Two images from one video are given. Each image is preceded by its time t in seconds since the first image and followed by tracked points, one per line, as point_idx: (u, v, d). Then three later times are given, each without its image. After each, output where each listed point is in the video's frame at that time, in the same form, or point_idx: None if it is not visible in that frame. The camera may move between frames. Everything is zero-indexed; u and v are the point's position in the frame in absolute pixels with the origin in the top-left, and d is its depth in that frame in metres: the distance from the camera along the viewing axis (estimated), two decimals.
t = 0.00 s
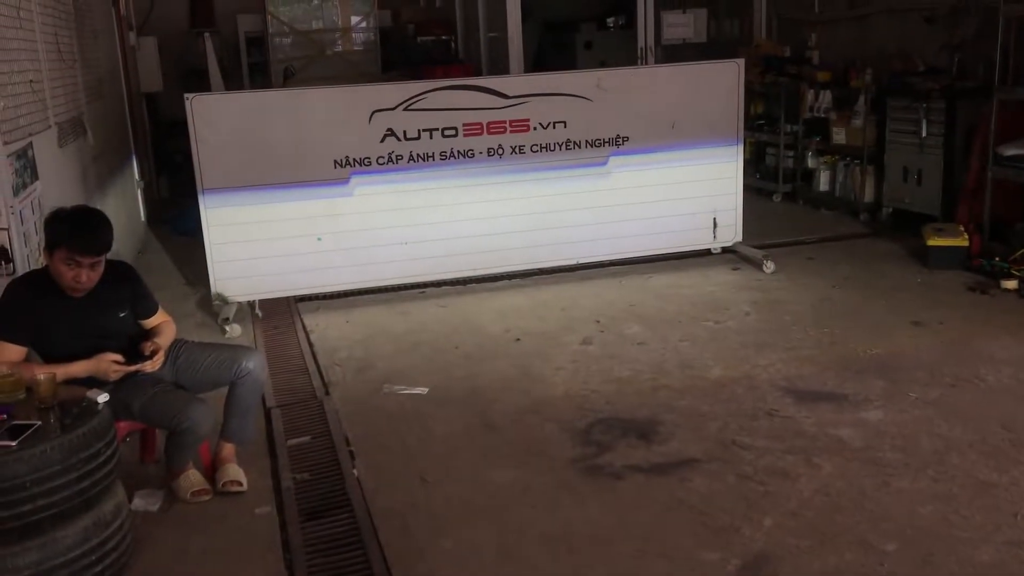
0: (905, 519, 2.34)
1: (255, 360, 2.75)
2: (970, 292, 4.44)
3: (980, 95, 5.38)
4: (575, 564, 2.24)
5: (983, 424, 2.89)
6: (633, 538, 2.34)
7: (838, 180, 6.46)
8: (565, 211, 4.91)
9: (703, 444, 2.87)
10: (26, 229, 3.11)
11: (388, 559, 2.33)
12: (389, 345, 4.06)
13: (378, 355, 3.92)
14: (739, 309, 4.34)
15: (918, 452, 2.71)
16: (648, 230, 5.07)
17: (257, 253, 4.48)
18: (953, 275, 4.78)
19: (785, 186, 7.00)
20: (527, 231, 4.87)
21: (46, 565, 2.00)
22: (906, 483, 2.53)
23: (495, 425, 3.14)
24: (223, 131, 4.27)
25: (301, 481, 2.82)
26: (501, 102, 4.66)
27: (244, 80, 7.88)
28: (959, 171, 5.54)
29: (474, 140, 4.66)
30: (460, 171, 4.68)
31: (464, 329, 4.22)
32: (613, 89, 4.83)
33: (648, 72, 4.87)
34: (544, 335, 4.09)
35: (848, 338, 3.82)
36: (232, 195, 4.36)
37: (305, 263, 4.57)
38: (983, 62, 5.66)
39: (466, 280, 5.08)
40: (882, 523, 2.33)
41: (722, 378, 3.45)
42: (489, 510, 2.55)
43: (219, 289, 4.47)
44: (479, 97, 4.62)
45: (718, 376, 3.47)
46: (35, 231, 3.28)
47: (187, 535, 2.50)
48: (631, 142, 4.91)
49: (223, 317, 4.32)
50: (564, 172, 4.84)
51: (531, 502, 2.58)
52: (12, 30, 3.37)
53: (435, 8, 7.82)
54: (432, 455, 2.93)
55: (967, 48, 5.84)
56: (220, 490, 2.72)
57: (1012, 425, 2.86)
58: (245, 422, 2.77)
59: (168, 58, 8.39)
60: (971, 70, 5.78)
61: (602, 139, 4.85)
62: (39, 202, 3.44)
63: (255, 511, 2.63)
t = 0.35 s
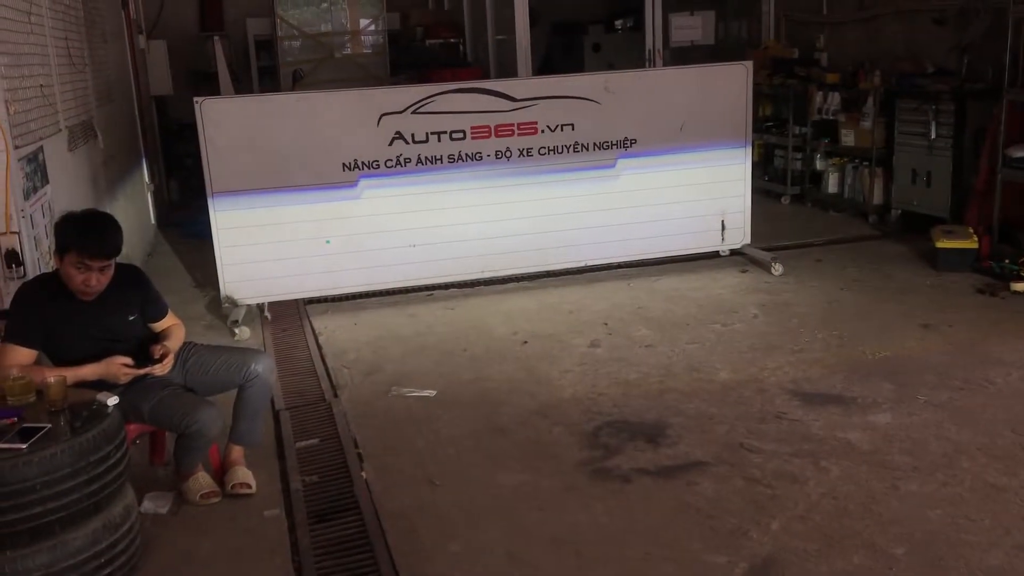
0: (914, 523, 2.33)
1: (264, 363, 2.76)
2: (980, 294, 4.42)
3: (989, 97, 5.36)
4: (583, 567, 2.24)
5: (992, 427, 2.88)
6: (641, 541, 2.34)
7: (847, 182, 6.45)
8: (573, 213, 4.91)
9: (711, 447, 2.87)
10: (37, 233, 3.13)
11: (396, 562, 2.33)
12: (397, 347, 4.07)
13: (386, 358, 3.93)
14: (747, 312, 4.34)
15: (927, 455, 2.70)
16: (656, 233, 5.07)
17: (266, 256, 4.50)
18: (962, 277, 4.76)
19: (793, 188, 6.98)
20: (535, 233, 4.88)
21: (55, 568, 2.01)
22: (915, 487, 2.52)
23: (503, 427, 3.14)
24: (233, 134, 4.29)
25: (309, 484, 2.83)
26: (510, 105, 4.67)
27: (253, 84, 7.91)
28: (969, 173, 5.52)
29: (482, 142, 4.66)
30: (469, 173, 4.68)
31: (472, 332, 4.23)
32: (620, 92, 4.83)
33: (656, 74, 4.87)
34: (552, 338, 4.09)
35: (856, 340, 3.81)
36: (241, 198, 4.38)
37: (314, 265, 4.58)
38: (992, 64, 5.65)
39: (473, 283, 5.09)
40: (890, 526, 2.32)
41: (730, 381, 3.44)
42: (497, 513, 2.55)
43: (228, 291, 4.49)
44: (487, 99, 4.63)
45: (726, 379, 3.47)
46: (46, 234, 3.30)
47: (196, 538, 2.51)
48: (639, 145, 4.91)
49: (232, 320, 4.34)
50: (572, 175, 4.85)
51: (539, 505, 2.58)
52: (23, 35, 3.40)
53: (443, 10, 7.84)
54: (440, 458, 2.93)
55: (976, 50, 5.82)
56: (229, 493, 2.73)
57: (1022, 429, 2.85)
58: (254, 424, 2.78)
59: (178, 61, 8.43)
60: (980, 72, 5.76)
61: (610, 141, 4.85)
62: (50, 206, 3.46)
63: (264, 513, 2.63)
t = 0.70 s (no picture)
0: (924, 529, 2.32)
1: (274, 367, 2.77)
2: (991, 298, 4.40)
3: (1001, 100, 5.32)
4: (592, 572, 2.24)
5: (1004, 432, 2.86)
6: (649, 546, 2.33)
7: (857, 185, 6.42)
8: (582, 217, 4.91)
9: (720, 451, 2.86)
10: (48, 236, 3.15)
11: (404, 565, 2.33)
12: (406, 351, 4.07)
13: (395, 361, 3.93)
14: (756, 315, 4.32)
15: (938, 461, 2.69)
16: (665, 236, 5.06)
17: (276, 259, 4.51)
18: (974, 281, 4.73)
19: (804, 191, 6.96)
20: (544, 236, 4.88)
21: (65, 570, 2.02)
22: (926, 493, 2.51)
23: (512, 431, 3.14)
24: (243, 138, 4.31)
25: (319, 488, 2.83)
26: (518, 109, 4.67)
27: (264, 87, 7.94)
28: (980, 175, 5.49)
29: (491, 146, 4.67)
30: (478, 176, 4.69)
31: (481, 336, 4.23)
32: (629, 96, 4.83)
33: (665, 78, 4.86)
34: (561, 342, 4.08)
35: (867, 345, 3.79)
36: (251, 201, 4.39)
37: (323, 269, 4.59)
38: (1004, 67, 5.62)
39: (482, 286, 5.09)
40: (901, 532, 2.31)
41: (740, 385, 3.43)
42: (506, 517, 2.55)
43: (238, 294, 4.50)
44: (496, 103, 4.64)
45: (735, 383, 3.46)
46: (57, 237, 3.31)
47: (206, 541, 2.51)
48: (649, 148, 4.90)
49: (242, 323, 4.35)
50: (581, 178, 4.85)
51: (548, 509, 2.57)
52: (35, 39, 3.42)
53: (453, 14, 7.86)
54: (449, 462, 2.93)
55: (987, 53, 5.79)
56: (238, 496, 2.73)
57: None
58: (263, 428, 2.79)
59: (189, 65, 8.46)
60: (992, 74, 5.73)
61: (619, 144, 4.85)
62: (61, 209, 3.48)
63: (273, 517, 2.64)
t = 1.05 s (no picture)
0: (928, 531, 2.31)
1: (276, 368, 2.76)
2: (995, 300, 4.39)
3: (1006, 101, 5.23)
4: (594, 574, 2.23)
5: (1007, 434, 2.85)
6: (652, 549, 2.33)
7: (861, 186, 6.39)
8: (585, 218, 4.90)
9: (723, 453, 2.85)
10: (50, 237, 3.15)
11: (406, 567, 2.33)
12: (408, 352, 4.07)
13: (398, 362, 3.92)
14: (759, 317, 4.31)
15: (941, 463, 2.68)
16: (668, 237, 5.05)
17: (279, 260, 4.51)
18: (978, 283, 4.72)
19: (807, 192, 6.95)
20: (547, 237, 4.87)
21: (67, 571, 2.01)
22: (929, 495, 2.50)
23: (514, 433, 3.13)
24: (246, 139, 4.31)
25: (321, 489, 2.83)
26: (521, 109, 4.66)
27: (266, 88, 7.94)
28: (985, 177, 5.44)
29: (495, 147, 4.66)
30: (481, 177, 4.68)
31: (484, 337, 4.22)
32: (633, 96, 4.82)
33: (668, 78, 4.85)
34: (564, 343, 4.08)
35: (870, 346, 3.79)
36: (254, 202, 4.39)
37: (327, 270, 4.59)
38: (1008, 67, 5.60)
39: (485, 287, 5.08)
40: (904, 535, 2.30)
41: (743, 387, 3.42)
42: (508, 519, 2.54)
43: (241, 295, 4.50)
44: (499, 104, 4.63)
45: (738, 385, 3.45)
46: (59, 238, 3.31)
47: (208, 542, 2.51)
48: (652, 149, 4.89)
49: (245, 323, 4.35)
50: (584, 179, 4.84)
51: (551, 511, 2.57)
52: (38, 39, 3.42)
53: (456, 14, 7.86)
54: (451, 463, 2.92)
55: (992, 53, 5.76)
56: (240, 497, 2.73)
57: None
58: (265, 429, 2.78)
59: (192, 66, 8.47)
60: (996, 75, 5.71)
61: (622, 145, 4.84)
62: (64, 210, 3.48)
63: (275, 518, 2.64)
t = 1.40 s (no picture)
0: (922, 528, 2.31)
1: (269, 366, 2.75)
2: (989, 297, 4.40)
3: (1000, 99, 5.27)
4: (589, 572, 2.23)
5: (1001, 431, 2.86)
6: (646, 547, 2.32)
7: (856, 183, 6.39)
8: (579, 215, 4.89)
9: (717, 451, 2.85)
10: (43, 234, 3.13)
11: (400, 565, 2.32)
12: (403, 349, 4.06)
13: (392, 360, 3.92)
14: (754, 314, 4.31)
15: (935, 460, 2.68)
16: (663, 235, 5.05)
17: (273, 258, 4.50)
18: (973, 280, 4.73)
19: (802, 189, 6.95)
20: (543, 235, 4.86)
21: (60, 570, 2.00)
22: (923, 492, 2.50)
23: (508, 431, 3.12)
24: (239, 135, 4.29)
25: (315, 487, 2.82)
26: (517, 107, 4.66)
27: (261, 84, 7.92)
28: (979, 176, 5.46)
29: (489, 144, 4.65)
30: (476, 174, 4.67)
31: (479, 334, 4.21)
32: (628, 94, 4.82)
33: (663, 75, 4.85)
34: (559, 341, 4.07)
35: (865, 343, 3.79)
36: (248, 199, 4.38)
37: (321, 267, 4.58)
38: (1003, 65, 5.61)
39: (479, 285, 5.08)
40: (898, 532, 2.30)
41: (737, 384, 3.42)
42: (502, 517, 2.53)
43: (235, 293, 4.49)
44: (494, 101, 4.62)
45: (733, 382, 3.45)
46: (52, 236, 3.30)
47: (202, 540, 2.50)
48: (647, 146, 4.89)
49: (239, 321, 4.34)
50: (579, 176, 4.83)
51: (545, 509, 2.56)
52: (30, 36, 3.40)
53: (451, 11, 7.85)
54: (446, 461, 2.91)
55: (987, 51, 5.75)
56: (234, 496, 2.72)
57: None
58: (259, 427, 2.78)
59: (186, 62, 8.44)
60: (991, 72, 5.71)
61: (617, 143, 4.84)
62: (56, 207, 3.46)
63: (270, 516, 2.63)
